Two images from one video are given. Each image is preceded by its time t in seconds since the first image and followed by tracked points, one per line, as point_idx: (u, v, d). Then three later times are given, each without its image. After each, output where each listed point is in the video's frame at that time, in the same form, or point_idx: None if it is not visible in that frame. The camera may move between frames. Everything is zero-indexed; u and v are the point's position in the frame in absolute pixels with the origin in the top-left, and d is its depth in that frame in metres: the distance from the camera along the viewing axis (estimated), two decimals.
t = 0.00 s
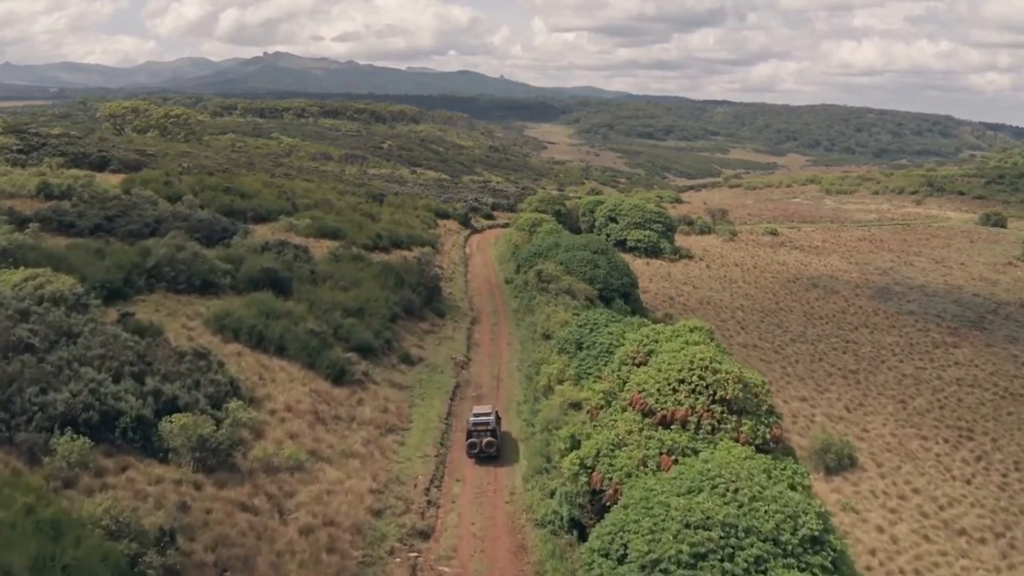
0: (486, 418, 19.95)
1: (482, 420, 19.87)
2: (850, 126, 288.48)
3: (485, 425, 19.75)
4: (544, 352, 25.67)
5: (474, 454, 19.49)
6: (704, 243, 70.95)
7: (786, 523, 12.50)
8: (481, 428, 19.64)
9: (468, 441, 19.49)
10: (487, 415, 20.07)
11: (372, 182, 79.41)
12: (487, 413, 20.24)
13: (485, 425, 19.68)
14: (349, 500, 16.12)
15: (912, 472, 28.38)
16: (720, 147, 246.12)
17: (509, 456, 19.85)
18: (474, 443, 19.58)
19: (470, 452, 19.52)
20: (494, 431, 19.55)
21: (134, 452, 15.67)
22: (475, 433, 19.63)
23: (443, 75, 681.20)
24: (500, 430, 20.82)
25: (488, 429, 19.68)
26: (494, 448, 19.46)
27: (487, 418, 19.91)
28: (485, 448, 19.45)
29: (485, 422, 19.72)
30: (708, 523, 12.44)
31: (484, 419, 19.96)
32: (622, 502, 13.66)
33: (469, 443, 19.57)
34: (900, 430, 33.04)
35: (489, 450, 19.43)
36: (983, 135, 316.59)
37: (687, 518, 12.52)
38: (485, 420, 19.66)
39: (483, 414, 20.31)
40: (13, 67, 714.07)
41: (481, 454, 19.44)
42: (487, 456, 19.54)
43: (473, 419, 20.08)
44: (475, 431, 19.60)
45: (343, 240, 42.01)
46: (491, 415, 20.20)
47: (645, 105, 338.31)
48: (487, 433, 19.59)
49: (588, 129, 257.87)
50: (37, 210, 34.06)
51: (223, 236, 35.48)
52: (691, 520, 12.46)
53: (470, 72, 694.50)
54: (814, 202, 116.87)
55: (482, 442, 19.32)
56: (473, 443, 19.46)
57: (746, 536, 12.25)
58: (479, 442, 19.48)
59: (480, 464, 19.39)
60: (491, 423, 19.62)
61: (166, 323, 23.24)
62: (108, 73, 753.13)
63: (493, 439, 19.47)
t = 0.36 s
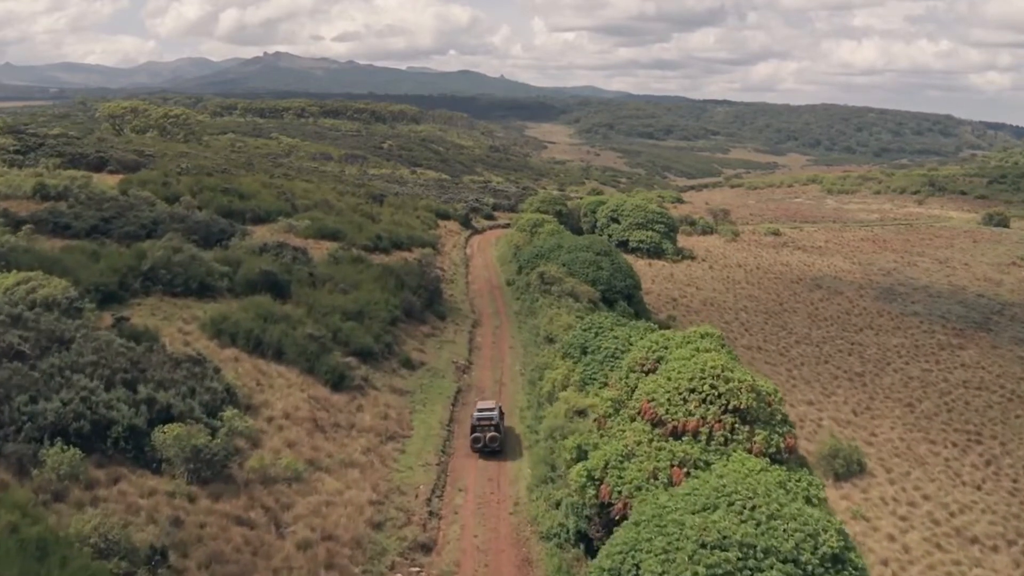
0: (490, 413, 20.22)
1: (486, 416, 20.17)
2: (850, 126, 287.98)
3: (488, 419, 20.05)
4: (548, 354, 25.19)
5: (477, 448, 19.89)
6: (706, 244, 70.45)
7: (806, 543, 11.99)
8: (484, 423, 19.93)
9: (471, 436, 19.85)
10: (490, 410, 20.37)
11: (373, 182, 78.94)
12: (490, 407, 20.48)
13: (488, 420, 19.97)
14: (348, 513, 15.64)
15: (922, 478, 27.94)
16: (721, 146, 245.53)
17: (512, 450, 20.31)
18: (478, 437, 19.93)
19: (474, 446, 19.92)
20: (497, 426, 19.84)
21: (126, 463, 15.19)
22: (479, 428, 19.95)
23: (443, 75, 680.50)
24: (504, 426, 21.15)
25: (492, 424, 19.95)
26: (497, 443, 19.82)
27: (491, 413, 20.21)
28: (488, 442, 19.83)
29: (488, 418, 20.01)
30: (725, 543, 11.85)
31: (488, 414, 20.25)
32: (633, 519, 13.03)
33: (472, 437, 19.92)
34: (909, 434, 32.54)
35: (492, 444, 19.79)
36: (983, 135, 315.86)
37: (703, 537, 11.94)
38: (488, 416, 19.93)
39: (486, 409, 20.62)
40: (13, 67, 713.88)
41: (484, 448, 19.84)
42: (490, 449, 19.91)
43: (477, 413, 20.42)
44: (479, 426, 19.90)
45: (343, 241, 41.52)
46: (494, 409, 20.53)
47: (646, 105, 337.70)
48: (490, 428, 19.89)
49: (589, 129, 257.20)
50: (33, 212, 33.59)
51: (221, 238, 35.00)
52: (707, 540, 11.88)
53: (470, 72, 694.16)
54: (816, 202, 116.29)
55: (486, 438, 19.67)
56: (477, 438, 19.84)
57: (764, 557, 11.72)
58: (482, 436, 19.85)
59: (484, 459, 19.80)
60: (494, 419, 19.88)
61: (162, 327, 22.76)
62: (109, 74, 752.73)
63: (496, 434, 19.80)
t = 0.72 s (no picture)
0: (493, 409, 20.67)
1: (490, 411, 20.62)
2: (851, 125, 287.48)
3: (492, 415, 20.50)
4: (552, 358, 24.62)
5: (481, 443, 20.28)
6: (709, 244, 69.90)
7: (829, 565, 11.43)
8: (488, 419, 20.37)
9: (475, 431, 20.24)
10: (493, 407, 20.80)
11: (373, 183, 78.49)
12: (494, 404, 20.92)
13: (492, 415, 20.40)
14: (348, 526, 15.16)
15: (931, 484, 27.48)
16: (722, 146, 244.95)
17: (514, 445, 20.72)
18: (482, 433, 20.33)
19: (478, 441, 20.32)
20: (501, 421, 20.29)
21: (118, 475, 14.70)
22: (482, 424, 20.37)
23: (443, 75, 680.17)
24: (506, 423, 21.54)
25: (496, 419, 20.38)
26: (500, 438, 20.24)
27: (494, 409, 20.64)
28: (492, 438, 20.23)
29: (492, 413, 20.45)
30: (743, 567, 11.31)
31: (491, 410, 20.69)
32: (645, 537, 12.52)
33: (476, 433, 20.32)
34: (917, 439, 32.06)
35: (496, 439, 20.19)
36: (984, 134, 315.18)
37: (719, 560, 11.37)
38: (492, 411, 20.38)
39: (489, 406, 21.07)
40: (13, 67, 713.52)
41: (488, 443, 20.23)
42: (493, 445, 20.31)
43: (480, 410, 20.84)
44: (483, 422, 20.33)
45: (342, 243, 41.02)
46: (498, 405, 20.96)
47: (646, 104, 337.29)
48: (494, 424, 20.33)
49: (589, 129, 256.69)
50: (28, 213, 33.12)
51: (219, 240, 34.51)
52: (724, 563, 11.33)
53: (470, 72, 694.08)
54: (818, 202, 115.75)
55: (489, 433, 20.08)
56: (481, 433, 20.24)
57: None
58: (486, 432, 20.25)
59: (487, 454, 20.19)
60: (498, 415, 20.31)
61: (157, 332, 22.29)
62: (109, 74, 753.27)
63: (500, 430, 20.22)
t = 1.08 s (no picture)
0: (498, 404, 21.08)
1: (494, 407, 21.05)
2: (851, 125, 286.90)
3: (496, 411, 20.93)
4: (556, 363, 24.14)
5: (486, 438, 20.74)
6: (711, 245, 69.35)
7: None
8: (493, 415, 20.81)
9: (480, 427, 20.69)
10: (498, 402, 21.21)
11: (373, 183, 77.99)
12: (498, 400, 21.34)
13: (497, 411, 20.84)
14: (348, 541, 14.70)
15: (942, 490, 27.02)
16: (723, 146, 244.32)
17: (518, 441, 21.17)
18: (487, 427, 20.80)
19: (483, 436, 20.77)
20: (505, 417, 20.70)
21: (111, 488, 14.23)
22: (487, 419, 20.83)
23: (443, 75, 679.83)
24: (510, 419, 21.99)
25: (500, 415, 20.81)
26: (505, 433, 20.67)
27: (499, 405, 21.06)
28: (496, 433, 20.68)
29: (497, 409, 20.86)
30: None
31: (496, 406, 21.13)
32: (658, 557, 12.01)
33: (481, 428, 20.78)
34: (926, 444, 31.58)
35: (501, 435, 20.64)
36: (986, 134, 314.35)
37: None
38: (496, 407, 20.80)
39: (494, 401, 21.50)
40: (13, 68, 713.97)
41: (493, 438, 20.69)
42: (497, 439, 20.76)
43: (485, 406, 21.26)
44: (488, 417, 20.78)
45: (342, 244, 40.55)
46: (502, 402, 21.38)
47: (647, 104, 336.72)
48: (498, 419, 20.77)
49: (590, 129, 256.07)
50: (24, 215, 32.66)
51: (217, 242, 34.03)
52: None
53: (470, 73, 693.81)
54: (821, 202, 115.19)
55: (494, 428, 20.54)
56: (486, 429, 20.68)
57: None
58: (491, 427, 20.71)
59: (492, 448, 20.65)
60: (502, 411, 20.74)
61: (153, 338, 21.81)
62: (109, 74, 753.22)
63: (504, 426, 20.66)
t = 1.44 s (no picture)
0: (501, 400, 21.37)
1: (497, 403, 21.33)
2: (852, 124, 286.30)
3: (499, 407, 21.20)
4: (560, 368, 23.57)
5: (489, 434, 21.00)
6: (714, 246, 68.77)
7: None
8: (496, 411, 21.09)
9: (483, 423, 20.98)
10: (500, 398, 21.50)
11: (373, 184, 77.44)
12: (501, 396, 21.65)
13: (499, 407, 21.12)
14: (348, 558, 14.22)
15: (953, 497, 26.51)
16: (724, 146, 243.71)
17: (522, 436, 21.41)
18: (490, 423, 21.08)
19: (486, 432, 21.06)
20: (508, 413, 20.98)
21: (101, 503, 13.72)
22: (490, 416, 21.11)
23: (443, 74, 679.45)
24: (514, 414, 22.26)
25: (503, 411, 21.07)
26: (508, 429, 20.95)
27: (501, 401, 21.36)
28: (500, 428, 20.95)
29: (500, 405, 21.13)
30: None
31: (499, 402, 21.40)
32: None
33: (485, 424, 21.07)
34: (935, 449, 31.05)
35: (504, 430, 20.93)
36: (986, 134, 313.64)
37: None
38: (499, 403, 21.09)
39: (497, 397, 21.80)
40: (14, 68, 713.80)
41: (496, 434, 20.95)
42: (501, 435, 21.01)
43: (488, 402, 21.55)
44: (491, 413, 21.06)
45: (341, 246, 40.02)
46: (505, 397, 21.66)
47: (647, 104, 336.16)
48: (501, 415, 21.05)
49: (590, 128, 255.41)
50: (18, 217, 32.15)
51: (214, 244, 33.51)
52: None
53: (471, 73, 693.38)
54: (823, 202, 114.64)
55: (497, 424, 20.83)
56: (489, 424, 20.97)
57: None
58: (494, 423, 20.99)
59: (495, 444, 20.93)
60: (505, 406, 21.02)
61: (148, 343, 21.29)
62: (110, 74, 753.23)
63: (507, 421, 20.93)
